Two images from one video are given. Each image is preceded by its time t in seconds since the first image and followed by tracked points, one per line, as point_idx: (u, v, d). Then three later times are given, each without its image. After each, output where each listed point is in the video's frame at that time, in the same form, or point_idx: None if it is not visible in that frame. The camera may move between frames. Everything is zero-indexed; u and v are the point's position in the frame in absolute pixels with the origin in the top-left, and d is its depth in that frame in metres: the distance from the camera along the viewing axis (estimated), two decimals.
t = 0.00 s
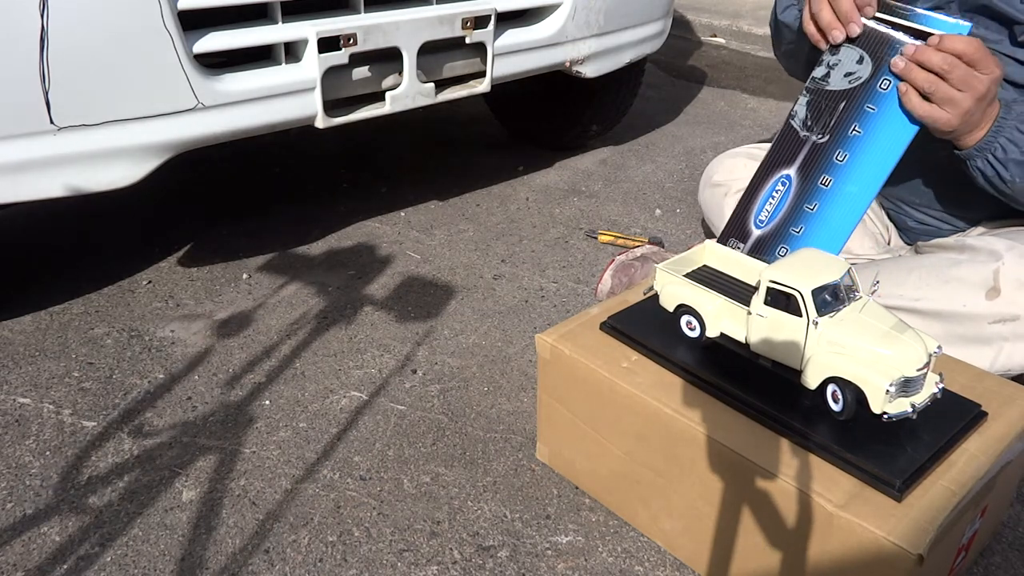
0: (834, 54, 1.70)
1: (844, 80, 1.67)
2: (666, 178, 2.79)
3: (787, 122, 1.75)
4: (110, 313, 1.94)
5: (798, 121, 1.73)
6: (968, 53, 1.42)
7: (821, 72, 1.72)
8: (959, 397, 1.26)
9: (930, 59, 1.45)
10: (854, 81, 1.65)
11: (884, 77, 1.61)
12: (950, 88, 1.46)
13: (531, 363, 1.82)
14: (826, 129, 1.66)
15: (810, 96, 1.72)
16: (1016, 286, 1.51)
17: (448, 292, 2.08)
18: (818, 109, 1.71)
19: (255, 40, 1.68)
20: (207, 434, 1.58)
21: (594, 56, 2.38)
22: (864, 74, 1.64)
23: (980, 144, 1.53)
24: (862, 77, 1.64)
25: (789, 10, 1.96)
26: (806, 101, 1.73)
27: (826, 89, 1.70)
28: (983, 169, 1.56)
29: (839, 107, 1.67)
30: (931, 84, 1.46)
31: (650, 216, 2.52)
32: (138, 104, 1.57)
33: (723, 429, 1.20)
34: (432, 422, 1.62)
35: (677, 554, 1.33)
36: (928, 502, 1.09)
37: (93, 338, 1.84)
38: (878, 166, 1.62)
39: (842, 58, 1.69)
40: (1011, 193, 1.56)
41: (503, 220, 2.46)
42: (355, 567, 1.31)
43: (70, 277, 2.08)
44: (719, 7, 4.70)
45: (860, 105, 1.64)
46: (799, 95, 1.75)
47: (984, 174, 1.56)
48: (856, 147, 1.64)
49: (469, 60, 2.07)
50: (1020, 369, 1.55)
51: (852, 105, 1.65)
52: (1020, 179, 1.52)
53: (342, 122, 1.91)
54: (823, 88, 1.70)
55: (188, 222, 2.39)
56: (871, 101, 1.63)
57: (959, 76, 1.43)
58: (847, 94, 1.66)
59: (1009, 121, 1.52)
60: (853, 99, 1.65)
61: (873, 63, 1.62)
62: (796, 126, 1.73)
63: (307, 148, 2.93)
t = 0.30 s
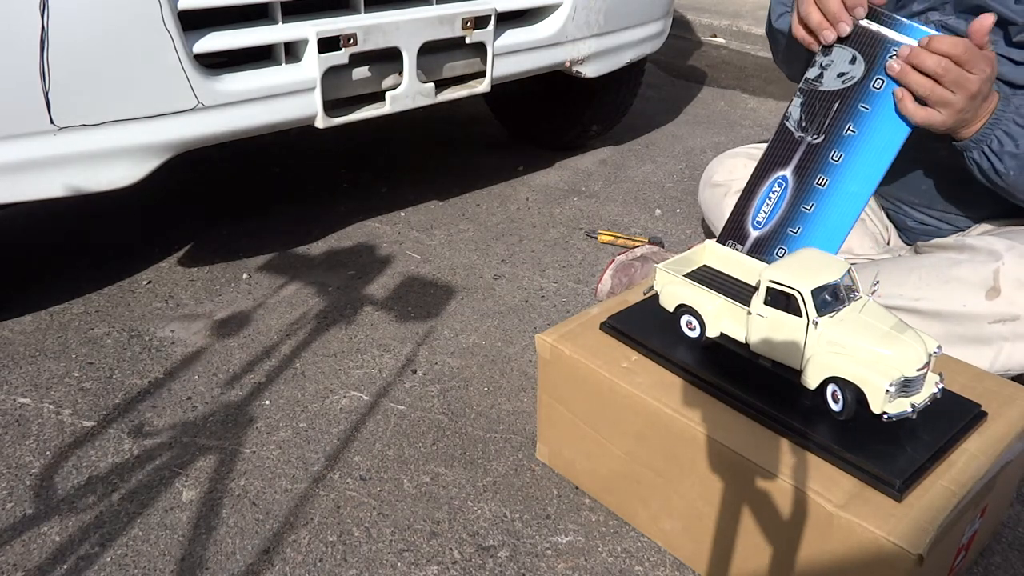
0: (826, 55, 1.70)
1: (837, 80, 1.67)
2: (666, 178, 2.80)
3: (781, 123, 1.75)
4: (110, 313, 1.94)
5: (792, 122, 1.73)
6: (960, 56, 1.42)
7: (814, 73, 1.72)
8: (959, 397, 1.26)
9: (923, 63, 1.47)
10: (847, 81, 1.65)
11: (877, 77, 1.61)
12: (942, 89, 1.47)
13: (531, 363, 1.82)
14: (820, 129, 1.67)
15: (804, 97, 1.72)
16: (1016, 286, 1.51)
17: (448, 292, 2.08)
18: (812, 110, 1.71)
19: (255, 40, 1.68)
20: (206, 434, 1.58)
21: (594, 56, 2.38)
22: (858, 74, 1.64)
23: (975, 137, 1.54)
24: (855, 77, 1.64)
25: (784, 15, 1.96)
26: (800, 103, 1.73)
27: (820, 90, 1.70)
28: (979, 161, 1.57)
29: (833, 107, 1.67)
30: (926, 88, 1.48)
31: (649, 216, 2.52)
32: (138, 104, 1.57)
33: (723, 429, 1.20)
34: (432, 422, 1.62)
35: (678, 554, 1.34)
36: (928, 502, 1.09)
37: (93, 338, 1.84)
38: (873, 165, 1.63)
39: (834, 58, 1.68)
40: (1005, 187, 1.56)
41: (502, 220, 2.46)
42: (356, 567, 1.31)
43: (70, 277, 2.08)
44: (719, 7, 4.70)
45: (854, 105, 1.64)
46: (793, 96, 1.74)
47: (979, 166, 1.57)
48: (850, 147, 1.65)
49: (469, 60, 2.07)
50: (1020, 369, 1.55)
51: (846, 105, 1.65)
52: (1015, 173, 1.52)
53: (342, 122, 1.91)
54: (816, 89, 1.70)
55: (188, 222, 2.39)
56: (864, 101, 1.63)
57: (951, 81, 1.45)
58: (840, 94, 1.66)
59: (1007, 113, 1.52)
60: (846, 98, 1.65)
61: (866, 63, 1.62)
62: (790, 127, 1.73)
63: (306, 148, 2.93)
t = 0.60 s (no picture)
0: (822, 55, 1.69)
1: (832, 81, 1.67)
2: (666, 178, 2.79)
3: (777, 123, 1.74)
4: (110, 313, 1.94)
5: (788, 122, 1.72)
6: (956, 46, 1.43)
7: (810, 73, 1.71)
8: (959, 397, 1.26)
9: (920, 58, 1.47)
10: (843, 82, 1.65)
11: (874, 77, 1.61)
12: (941, 85, 1.47)
13: (531, 363, 1.82)
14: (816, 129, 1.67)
15: (800, 97, 1.72)
16: (1015, 286, 1.51)
17: (448, 292, 2.08)
18: (808, 110, 1.70)
19: (256, 40, 1.68)
20: (206, 435, 1.57)
21: (594, 56, 2.38)
22: (854, 74, 1.63)
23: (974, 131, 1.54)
24: (851, 78, 1.64)
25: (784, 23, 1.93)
26: (795, 103, 1.72)
27: (815, 91, 1.69)
28: (979, 154, 1.56)
29: (829, 108, 1.67)
30: (925, 84, 1.48)
31: (650, 216, 2.52)
32: (138, 104, 1.57)
33: (723, 430, 1.20)
34: (432, 422, 1.62)
35: (677, 554, 1.34)
36: (928, 502, 1.09)
37: (93, 338, 1.84)
38: (869, 164, 1.63)
39: (830, 59, 1.68)
40: (1004, 179, 1.56)
41: (503, 220, 2.46)
42: (355, 567, 1.31)
43: (70, 277, 2.09)
44: (719, 7, 4.70)
45: (850, 105, 1.64)
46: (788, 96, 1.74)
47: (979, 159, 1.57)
48: (846, 147, 1.65)
49: (469, 60, 2.07)
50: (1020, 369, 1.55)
51: (842, 105, 1.65)
52: (1014, 165, 1.52)
53: (342, 122, 1.91)
54: (812, 89, 1.70)
55: (188, 222, 2.39)
56: (861, 101, 1.63)
57: (949, 74, 1.45)
58: (836, 94, 1.66)
59: (1007, 106, 1.51)
60: (843, 99, 1.65)
61: (862, 64, 1.62)
62: (786, 127, 1.72)
63: (307, 148, 2.93)
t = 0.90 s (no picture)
0: (818, 57, 1.70)
1: (828, 82, 1.68)
2: (666, 178, 2.80)
3: (773, 125, 1.75)
4: (109, 313, 1.94)
5: (784, 124, 1.73)
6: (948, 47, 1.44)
7: (806, 75, 1.72)
8: (959, 397, 1.26)
9: (914, 60, 1.48)
10: (839, 83, 1.66)
11: (868, 78, 1.61)
12: (935, 87, 1.48)
13: (531, 363, 1.82)
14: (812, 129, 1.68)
15: (796, 98, 1.72)
16: (1014, 286, 1.51)
17: (448, 292, 2.08)
18: (803, 111, 1.71)
19: (256, 40, 1.68)
20: (206, 435, 1.57)
21: (594, 56, 2.38)
22: (849, 76, 1.64)
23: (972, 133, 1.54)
24: (846, 79, 1.64)
25: (780, 27, 1.93)
26: (792, 104, 1.73)
27: (811, 92, 1.70)
28: (978, 155, 1.56)
29: (825, 109, 1.68)
30: (920, 85, 1.49)
31: (649, 216, 2.52)
32: (138, 104, 1.57)
33: (723, 430, 1.20)
34: (432, 422, 1.62)
35: (677, 554, 1.34)
36: (928, 502, 1.09)
37: (93, 338, 1.84)
38: (864, 166, 1.63)
39: (826, 60, 1.69)
40: (1004, 180, 1.55)
41: (503, 220, 2.46)
42: (356, 567, 1.31)
43: (70, 277, 2.09)
44: (718, 7, 4.70)
45: (845, 106, 1.65)
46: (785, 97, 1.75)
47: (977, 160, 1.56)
48: (840, 149, 1.65)
49: (470, 60, 2.07)
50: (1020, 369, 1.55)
51: (838, 106, 1.66)
52: (1013, 166, 1.52)
53: (342, 122, 1.91)
54: (808, 91, 1.71)
55: (188, 222, 2.39)
56: (856, 102, 1.63)
57: (943, 76, 1.45)
58: (832, 96, 1.67)
59: (1005, 107, 1.51)
60: (838, 100, 1.66)
61: (856, 66, 1.62)
62: (782, 128, 1.74)
63: (306, 149, 2.92)
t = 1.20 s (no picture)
0: (816, 57, 1.70)
1: (827, 82, 1.68)
2: (666, 178, 2.79)
3: (773, 125, 1.76)
4: (109, 313, 1.94)
5: (783, 123, 1.74)
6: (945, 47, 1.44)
7: (805, 75, 1.72)
8: (959, 397, 1.26)
9: (910, 61, 1.48)
10: (836, 83, 1.66)
11: (866, 78, 1.61)
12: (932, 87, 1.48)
13: (531, 363, 1.82)
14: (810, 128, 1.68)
15: (795, 98, 1.73)
16: (1012, 283, 1.51)
17: (447, 292, 2.08)
18: (802, 111, 1.72)
19: (256, 40, 1.68)
20: (206, 435, 1.57)
21: (594, 56, 2.38)
22: (847, 76, 1.64)
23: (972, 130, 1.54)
24: (844, 79, 1.65)
25: (778, 28, 1.94)
26: (790, 103, 1.73)
27: (809, 92, 1.70)
28: (980, 153, 1.56)
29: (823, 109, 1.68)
30: (917, 86, 1.49)
31: (650, 216, 2.52)
32: (138, 104, 1.57)
33: (723, 430, 1.20)
34: (432, 422, 1.62)
35: (677, 554, 1.33)
36: (928, 501, 1.09)
37: (93, 338, 1.84)
38: (861, 165, 1.64)
39: (824, 61, 1.69)
40: (1006, 177, 1.55)
41: (503, 220, 2.46)
42: (356, 567, 1.31)
43: (70, 276, 2.09)
44: (718, 7, 4.70)
45: (843, 105, 1.65)
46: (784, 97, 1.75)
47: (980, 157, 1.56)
48: (837, 148, 1.66)
49: (469, 60, 2.07)
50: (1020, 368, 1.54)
51: (836, 106, 1.66)
52: (1015, 162, 1.51)
53: (342, 122, 1.91)
54: (806, 91, 1.71)
55: (188, 222, 2.39)
56: (854, 102, 1.64)
57: (940, 77, 1.45)
58: (830, 95, 1.67)
59: (1004, 104, 1.51)
60: (836, 100, 1.66)
61: (855, 66, 1.63)
62: (781, 128, 1.74)
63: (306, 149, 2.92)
